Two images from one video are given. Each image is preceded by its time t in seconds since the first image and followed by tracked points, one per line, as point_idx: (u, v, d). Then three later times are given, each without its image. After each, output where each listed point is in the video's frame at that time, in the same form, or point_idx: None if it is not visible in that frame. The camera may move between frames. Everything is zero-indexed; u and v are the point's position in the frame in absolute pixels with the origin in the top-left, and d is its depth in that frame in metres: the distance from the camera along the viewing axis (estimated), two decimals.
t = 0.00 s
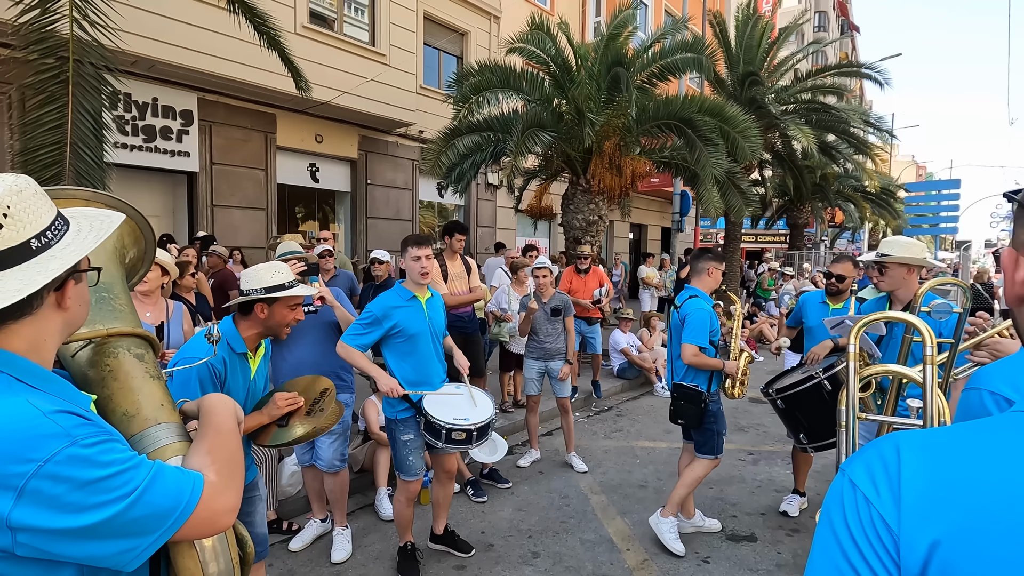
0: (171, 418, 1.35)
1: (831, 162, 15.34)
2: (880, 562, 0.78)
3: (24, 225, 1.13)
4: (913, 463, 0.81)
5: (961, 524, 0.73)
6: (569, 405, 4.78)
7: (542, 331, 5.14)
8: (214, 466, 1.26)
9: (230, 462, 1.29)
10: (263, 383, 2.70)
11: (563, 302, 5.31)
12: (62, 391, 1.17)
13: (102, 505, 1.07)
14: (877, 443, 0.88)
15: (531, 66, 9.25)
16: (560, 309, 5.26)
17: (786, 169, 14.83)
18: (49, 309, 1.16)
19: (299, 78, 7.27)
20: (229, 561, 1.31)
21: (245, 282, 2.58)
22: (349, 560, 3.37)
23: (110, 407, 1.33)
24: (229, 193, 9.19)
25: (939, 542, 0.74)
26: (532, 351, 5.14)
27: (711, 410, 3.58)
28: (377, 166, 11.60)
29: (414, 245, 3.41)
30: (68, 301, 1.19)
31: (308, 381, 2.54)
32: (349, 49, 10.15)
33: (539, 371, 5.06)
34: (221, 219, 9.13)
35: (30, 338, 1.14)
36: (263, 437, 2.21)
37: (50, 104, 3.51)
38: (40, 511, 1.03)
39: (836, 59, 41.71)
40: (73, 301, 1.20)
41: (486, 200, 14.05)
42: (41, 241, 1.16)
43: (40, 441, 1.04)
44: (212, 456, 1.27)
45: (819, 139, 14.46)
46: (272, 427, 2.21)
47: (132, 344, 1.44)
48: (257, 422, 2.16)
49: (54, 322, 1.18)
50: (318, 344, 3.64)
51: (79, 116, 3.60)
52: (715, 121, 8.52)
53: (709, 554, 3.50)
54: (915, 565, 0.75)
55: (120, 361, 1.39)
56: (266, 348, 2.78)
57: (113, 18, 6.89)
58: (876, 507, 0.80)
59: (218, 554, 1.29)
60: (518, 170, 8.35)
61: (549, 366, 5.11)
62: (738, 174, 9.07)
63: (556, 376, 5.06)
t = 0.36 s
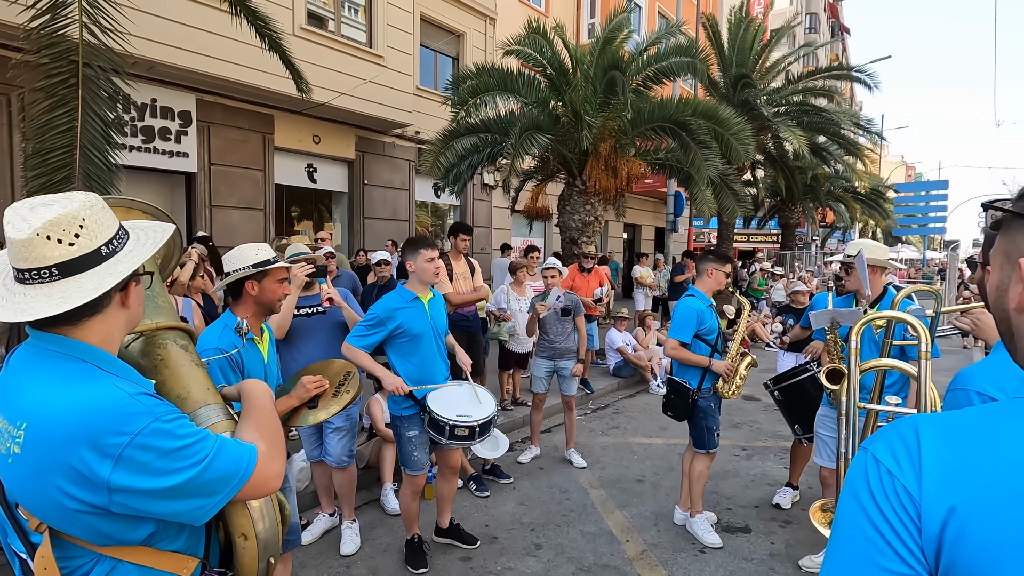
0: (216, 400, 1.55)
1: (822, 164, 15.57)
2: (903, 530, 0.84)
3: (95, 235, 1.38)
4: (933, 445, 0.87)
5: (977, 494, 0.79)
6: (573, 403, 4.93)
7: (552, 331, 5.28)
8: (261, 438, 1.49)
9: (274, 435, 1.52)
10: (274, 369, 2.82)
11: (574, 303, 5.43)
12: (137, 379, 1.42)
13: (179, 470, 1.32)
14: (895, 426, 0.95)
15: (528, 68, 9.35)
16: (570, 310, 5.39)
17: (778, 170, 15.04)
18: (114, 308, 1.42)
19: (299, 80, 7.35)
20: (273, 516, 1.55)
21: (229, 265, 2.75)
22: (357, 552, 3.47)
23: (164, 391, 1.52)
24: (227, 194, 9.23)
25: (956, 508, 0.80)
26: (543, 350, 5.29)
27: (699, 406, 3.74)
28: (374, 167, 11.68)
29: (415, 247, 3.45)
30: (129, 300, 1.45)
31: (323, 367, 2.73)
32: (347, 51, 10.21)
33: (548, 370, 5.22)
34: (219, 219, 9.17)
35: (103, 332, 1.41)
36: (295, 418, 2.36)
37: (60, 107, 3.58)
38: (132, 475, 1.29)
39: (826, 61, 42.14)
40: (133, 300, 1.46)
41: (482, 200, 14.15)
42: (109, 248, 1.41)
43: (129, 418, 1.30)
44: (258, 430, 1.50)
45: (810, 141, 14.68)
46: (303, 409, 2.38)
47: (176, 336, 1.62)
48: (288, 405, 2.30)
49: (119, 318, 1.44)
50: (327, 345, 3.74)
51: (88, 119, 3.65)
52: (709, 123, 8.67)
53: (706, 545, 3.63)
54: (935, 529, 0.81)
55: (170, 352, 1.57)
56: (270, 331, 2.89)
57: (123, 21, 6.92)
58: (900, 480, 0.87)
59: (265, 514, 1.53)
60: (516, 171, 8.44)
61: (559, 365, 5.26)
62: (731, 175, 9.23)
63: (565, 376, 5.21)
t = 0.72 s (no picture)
0: (244, 383, 1.68)
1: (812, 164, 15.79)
2: (880, 494, 0.98)
3: (115, 237, 1.48)
4: (902, 421, 1.01)
5: (938, 459, 0.96)
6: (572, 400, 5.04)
7: (554, 329, 5.41)
8: (283, 418, 1.60)
9: (295, 416, 1.63)
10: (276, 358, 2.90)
11: (574, 301, 5.55)
12: (173, 362, 1.54)
13: (213, 445, 1.43)
14: (866, 405, 1.08)
15: (524, 69, 9.44)
16: (571, 307, 5.51)
17: (769, 170, 15.24)
18: (139, 304, 1.53)
19: (298, 80, 7.41)
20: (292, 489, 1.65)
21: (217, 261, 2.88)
22: (363, 544, 3.57)
23: (197, 374, 1.66)
24: (224, 193, 9.27)
25: (924, 474, 0.96)
26: (544, 347, 5.42)
27: (678, 399, 4.00)
28: (370, 166, 11.74)
29: (424, 247, 3.57)
30: (156, 297, 1.55)
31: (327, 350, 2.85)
32: (343, 51, 10.26)
33: (549, 366, 5.35)
34: (216, 218, 9.21)
35: (138, 326, 1.53)
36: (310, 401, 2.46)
37: (71, 110, 3.65)
38: (175, 449, 1.41)
39: (817, 62, 42.55)
40: (161, 296, 1.56)
41: (477, 200, 14.25)
42: (127, 250, 1.47)
43: (173, 398, 1.42)
44: (281, 410, 1.61)
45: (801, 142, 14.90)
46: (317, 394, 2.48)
47: (208, 326, 1.77)
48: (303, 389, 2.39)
49: (150, 314, 1.55)
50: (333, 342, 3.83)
51: (99, 121, 3.72)
52: (702, 125, 8.81)
53: (701, 534, 3.76)
54: (906, 491, 0.97)
55: (203, 339, 1.72)
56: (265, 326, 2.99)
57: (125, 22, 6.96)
58: (876, 452, 1.01)
59: (285, 485, 1.63)
60: (512, 171, 8.55)
61: (560, 361, 5.40)
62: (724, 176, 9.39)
63: (565, 372, 5.35)
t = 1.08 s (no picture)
0: (249, 381, 1.71)
1: (804, 165, 15.94)
2: (822, 468, 1.12)
3: (105, 236, 1.50)
4: (843, 403, 1.15)
5: (870, 435, 1.09)
6: (568, 398, 5.09)
7: (547, 327, 5.46)
8: (285, 415, 1.60)
9: (297, 413, 1.63)
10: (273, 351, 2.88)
11: (568, 300, 5.59)
12: (173, 360, 1.56)
13: (212, 441, 1.45)
14: (812, 390, 1.22)
15: (520, 70, 9.48)
16: (565, 307, 5.55)
17: (762, 170, 15.36)
18: (133, 303, 1.54)
19: (295, 80, 7.40)
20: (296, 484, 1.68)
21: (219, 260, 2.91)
22: (363, 541, 3.60)
23: (203, 374, 1.70)
24: (219, 193, 9.24)
25: (860, 450, 1.10)
26: (539, 346, 5.47)
27: (662, 391, 4.24)
28: (365, 166, 11.75)
29: (434, 247, 3.63)
30: (151, 297, 1.56)
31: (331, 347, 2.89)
32: (339, 51, 10.25)
33: (543, 365, 5.39)
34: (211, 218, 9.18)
35: (139, 324, 1.56)
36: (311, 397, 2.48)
37: (73, 111, 3.65)
38: (174, 445, 1.43)
39: (809, 64, 43.08)
40: (155, 296, 1.57)
41: (472, 200, 14.29)
42: (116, 249, 1.49)
43: (171, 395, 1.44)
44: (282, 408, 1.61)
45: (794, 143, 15.03)
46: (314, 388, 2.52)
47: (214, 327, 1.81)
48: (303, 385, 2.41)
49: (146, 313, 1.56)
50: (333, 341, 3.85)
51: (102, 123, 3.73)
52: (696, 126, 8.88)
53: (697, 530, 3.82)
54: (845, 464, 1.10)
55: (209, 340, 1.76)
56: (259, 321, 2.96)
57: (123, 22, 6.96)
58: (820, 432, 1.15)
59: (290, 485, 1.65)
60: (508, 172, 8.58)
61: (554, 360, 5.45)
62: (718, 176, 9.47)
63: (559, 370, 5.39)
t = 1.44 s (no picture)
0: (249, 395, 1.67)
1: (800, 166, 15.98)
2: (771, 468, 1.13)
3: (63, 243, 1.47)
4: (795, 404, 1.15)
5: (817, 437, 1.10)
6: (567, 401, 5.04)
7: (544, 330, 5.43)
8: (282, 434, 1.55)
9: (295, 431, 1.58)
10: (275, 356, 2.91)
11: (565, 301, 5.56)
12: (164, 371, 1.51)
13: (201, 460, 1.39)
14: (767, 391, 1.23)
15: (517, 70, 9.44)
16: (562, 308, 5.51)
17: (759, 171, 15.37)
18: (102, 312, 1.51)
19: (290, 80, 7.34)
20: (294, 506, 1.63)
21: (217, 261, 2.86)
22: (361, 548, 3.54)
23: (202, 384, 1.66)
24: (214, 193, 9.15)
25: (809, 451, 1.10)
26: (535, 348, 5.42)
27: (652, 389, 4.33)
28: (361, 166, 11.68)
29: (445, 247, 3.56)
30: (119, 305, 1.51)
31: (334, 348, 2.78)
32: (335, 50, 10.19)
33: (539, 367, 5.34)
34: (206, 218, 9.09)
35: (121, 331, 1.52)
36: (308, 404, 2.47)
37: (66, 111, 3.57)
38: (159, 462, 1.37)
39: (804, 65, 43.26)
40: (125, 304, 1.52)
41: (468, 200, 14.23)
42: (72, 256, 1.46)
43: (157, 409, 1.38)
44: (280, 426, 1.57)
45: (790, 144, 15.07)
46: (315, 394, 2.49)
47: (216, 333, 1.76)
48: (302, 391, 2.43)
49: (119, 322, 1.52)
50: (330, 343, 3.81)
51: (95, 122, 3.65)
52: (693, 127, 8.87)
53: (699, 534, 3.78)
54: (792, 464, 1.11)
55: (210, 347, 1.71)
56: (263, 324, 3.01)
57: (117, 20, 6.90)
58: (771, 434, 1.15)
59: (285, 508, 1.60)
60: (505, 173, 8.54)
61: (550, 362, 5.40)
62: (716, 177, 9.46)
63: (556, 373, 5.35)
